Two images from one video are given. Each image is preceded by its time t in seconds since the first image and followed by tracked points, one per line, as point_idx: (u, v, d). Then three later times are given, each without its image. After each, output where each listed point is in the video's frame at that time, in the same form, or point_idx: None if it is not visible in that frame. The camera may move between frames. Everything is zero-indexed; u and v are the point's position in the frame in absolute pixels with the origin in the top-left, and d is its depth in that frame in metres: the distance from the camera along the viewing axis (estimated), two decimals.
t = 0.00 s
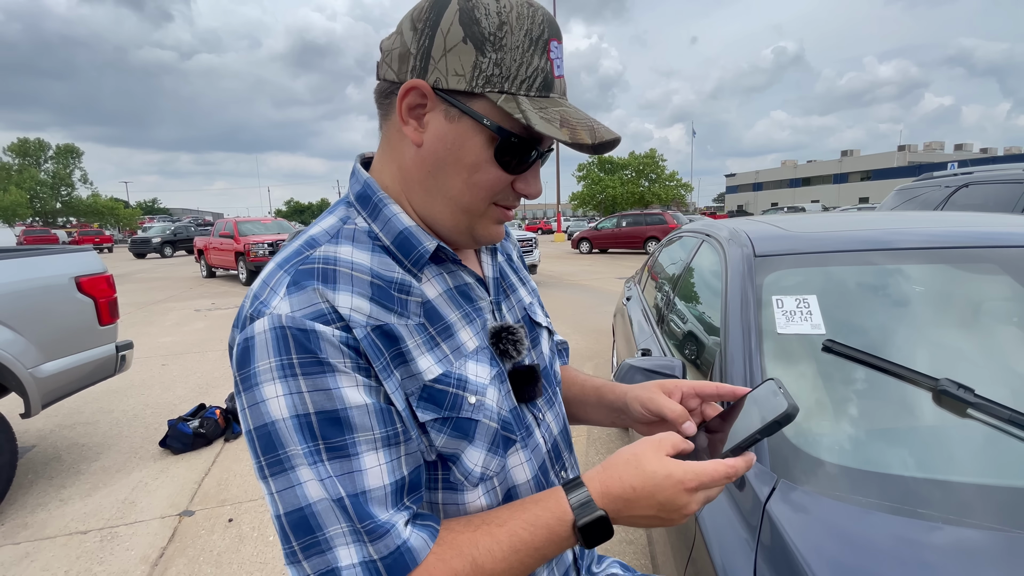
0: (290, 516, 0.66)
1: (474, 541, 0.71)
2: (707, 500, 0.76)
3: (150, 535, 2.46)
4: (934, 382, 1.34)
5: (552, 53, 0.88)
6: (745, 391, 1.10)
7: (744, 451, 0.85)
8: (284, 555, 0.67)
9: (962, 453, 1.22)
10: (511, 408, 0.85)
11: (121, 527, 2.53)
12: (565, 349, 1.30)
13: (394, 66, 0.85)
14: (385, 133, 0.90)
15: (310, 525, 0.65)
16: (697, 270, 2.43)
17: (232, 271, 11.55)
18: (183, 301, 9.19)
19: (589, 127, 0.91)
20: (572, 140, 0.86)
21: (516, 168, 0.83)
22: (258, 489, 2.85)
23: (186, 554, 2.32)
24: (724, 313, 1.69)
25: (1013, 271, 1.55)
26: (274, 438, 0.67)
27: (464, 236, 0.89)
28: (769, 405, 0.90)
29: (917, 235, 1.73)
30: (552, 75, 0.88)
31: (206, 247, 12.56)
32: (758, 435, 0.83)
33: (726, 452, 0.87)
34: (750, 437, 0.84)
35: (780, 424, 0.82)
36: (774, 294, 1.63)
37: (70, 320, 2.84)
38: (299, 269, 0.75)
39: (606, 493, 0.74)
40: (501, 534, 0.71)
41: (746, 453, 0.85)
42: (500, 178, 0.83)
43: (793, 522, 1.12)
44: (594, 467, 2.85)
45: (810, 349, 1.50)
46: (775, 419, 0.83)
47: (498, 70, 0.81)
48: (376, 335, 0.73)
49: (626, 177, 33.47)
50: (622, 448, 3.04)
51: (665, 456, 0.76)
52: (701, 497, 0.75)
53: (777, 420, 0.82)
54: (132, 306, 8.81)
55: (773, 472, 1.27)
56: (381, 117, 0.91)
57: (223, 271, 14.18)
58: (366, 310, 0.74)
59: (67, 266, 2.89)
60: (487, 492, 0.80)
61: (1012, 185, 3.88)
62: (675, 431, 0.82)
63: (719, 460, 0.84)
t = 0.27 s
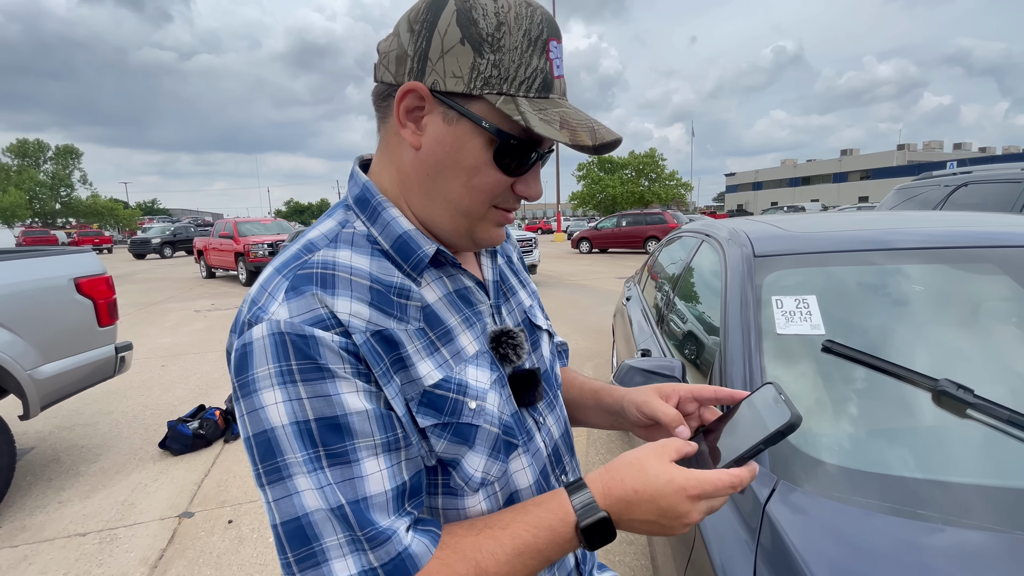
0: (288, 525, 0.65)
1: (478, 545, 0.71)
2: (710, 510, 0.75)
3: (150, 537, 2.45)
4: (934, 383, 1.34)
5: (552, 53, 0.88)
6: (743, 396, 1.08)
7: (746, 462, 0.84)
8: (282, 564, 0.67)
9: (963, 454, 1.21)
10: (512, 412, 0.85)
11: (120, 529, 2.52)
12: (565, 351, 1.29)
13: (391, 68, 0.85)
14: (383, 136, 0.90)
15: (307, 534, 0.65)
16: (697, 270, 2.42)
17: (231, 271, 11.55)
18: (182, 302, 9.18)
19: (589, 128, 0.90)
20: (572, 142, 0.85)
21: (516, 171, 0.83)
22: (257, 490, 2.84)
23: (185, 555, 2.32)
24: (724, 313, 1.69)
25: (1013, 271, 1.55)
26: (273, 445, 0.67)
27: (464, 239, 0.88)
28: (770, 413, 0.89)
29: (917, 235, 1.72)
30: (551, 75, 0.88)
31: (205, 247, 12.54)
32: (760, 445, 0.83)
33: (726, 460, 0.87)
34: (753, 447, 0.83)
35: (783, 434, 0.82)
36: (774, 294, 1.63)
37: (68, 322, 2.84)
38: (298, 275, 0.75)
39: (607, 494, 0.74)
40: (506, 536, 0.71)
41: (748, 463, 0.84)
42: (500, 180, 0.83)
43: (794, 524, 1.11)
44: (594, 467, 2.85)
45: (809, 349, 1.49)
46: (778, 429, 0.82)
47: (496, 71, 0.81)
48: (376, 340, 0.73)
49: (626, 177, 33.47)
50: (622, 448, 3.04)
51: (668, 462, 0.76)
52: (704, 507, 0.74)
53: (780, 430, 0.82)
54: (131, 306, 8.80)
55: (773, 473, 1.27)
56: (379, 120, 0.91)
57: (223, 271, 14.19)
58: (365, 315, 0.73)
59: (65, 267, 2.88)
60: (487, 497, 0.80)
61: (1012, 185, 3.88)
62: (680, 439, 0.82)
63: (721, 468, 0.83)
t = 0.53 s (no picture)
0: (290, 527, 0.66)
1: (476, 550, 0.72)
2: (708, 511, 0.76)
3: (151, 537, 2.46)
4: (931, 383, 1.35)
5: (550, 54, 0.88)
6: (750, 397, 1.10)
7: (744, 461, 0.86)
8: (285, 564, 0.68)
9: (959, 453, 1.22)
10: (512, 414, 0.86)
11: (121, 529, 2.53)
12: (568, 351, 1.31)
13: (389, 72, 0.85)
14: (382, 139, 0.91)
15: (310, 535, 0.66)
16: (696, 270, 2.43)
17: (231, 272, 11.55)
18: (182, 302, 9.19)
19: (588, 129, 0.91)
20: (571, 143, 0.86)
21: (514, 173, 0.84)
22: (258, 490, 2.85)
23: (186, 556, 2.32)
24: (722, 313, 1.70)
25: (1010, 271, 1.56)
26: (274, 448, 0.67)
27: (464, 241, 0.89)
28: (770, 416, 0.89)
29: (914, 235, 1.73)
30: (549, 77, 0.88)
31: (204, 247, 12.53)
32: (759, 446, 0.84)
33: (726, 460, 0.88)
34: (752, 448, 0.85)
35: (781, 436, 0.83)
36: (772, 294, 1.64)
37: (68, 323, 2.84)
38: (298, 279, 0.76)
39: (606, 500, 0.74)
40: (505, 541, 0.72)
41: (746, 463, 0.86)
42: (499, 183, 0.83)
43: (791, 524, 1.12)
44: (594, 466, 2.86)
45: (807, 349, 1.50)
46: (777, 430, 0.83)
47: (494, 74, 0.82)
48: (376, 344, 0.73)
49: (624, 176, 33.49)
50: (622, 447, 3.05)
51: (665, 465, 0.77)
52: (702, 507, 0.75)
53: (778, 432, 0.83)
54: (130, 307, 8.80)
55: (772, 473, 1.28)
56: (379, 124, 0.91)
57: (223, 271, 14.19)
58: (365, 319, 0.74)
59: (65, 268, 2.88)
60: (488, 499, 0.80)
61: (1010, 184, 3.89)
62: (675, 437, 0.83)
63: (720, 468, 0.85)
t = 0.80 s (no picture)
0: (295, 521, 0.67)
1: (481, 543, 0.72)
2: (704, 506, 0.77)
3: (151, 537, 2.46)
4: (926, 381, 1.35)
5: (542, 51, 0.89)
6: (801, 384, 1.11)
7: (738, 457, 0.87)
8: (290, 559, 0.68)
9: (955, 449, 1.24)
10: (512, 410, 0.87)
11: (121, 529, 2.53)
12: (581, 344, 1.32)
13: (383, 73, 0.86)
14: (378, 141, 0.92)
15: (314, 529, 0.67)
16: (693, 268, 2.44)
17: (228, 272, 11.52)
18: (179, 302, 9.16)
19: (582, 123, 0.92)
20: (565, 138, 0.87)
21: (510, 169, 0.85)
22: (257, 490, 2.85)
23: (186, 555, 2.33)
24: (720, 311, 1.71)
25: (1004, 269, 1.58)
26: (276, 445, 0.68)
27: (463, 239, 0.90)
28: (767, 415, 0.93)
29: (910, 234, 1.75)
30: (542, 73, 0.89)
31: (202, 247, 12.51)
32: (751, 440, 0.86)
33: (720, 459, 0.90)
34: (743, 442, 0.87)
35: (772, 429, 0.87)
36: (769, 293, 1.65)
37: (67, 323, 2.84)
38: (297, 279, 0.77)
39: (605, 495, 0.75)
40: (507, 535, 0.72)
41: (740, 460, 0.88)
42: (495, 179, 0.84)
43: (788, 519, 1.14)
44: (593, 465, 2.87)
45: (804, 347, 1.52)
46: (768, 424, 0.87)
47: (487, 71, 0.82)
48: (375, 342, 0.74)
49: (622, 176, 33.53)
50: (620, 446, 3.06)
51: (660, 461, 0.78)
52: (698, 501, 0.77)
53: (769, 425, 0.87)
54: (128, 307, 8.79)
55: (769, 469, 1.29)
56: (374, 125, 0.92)
57: (220, 271, 14.16)
58: (364, 317, 0.75)
59: (63, 268, 2.88)
60: (488, 493, 0.81)
61: (1005, 183, 3.92)
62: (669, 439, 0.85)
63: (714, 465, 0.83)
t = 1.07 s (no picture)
0: (290, 518, 0.67)
1: (480, 544, 0.72)
2: (706, 510, 0.77)
3: (148, 536, 2.46)
4: (921, 375, 1.37)
5: (533, 40, 0.89)
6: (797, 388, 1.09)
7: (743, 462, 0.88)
8: (285, 555, 0.68)
9: (950, 444, 1.25)
10: (509, 407, 0.87)
11: (118, 528, 2.53)
12: (581, 340, 1.32)
13: (375, 68, 0.87)
14: (372, 137, 0.92)
15: (309, 527, 0.67)
16: (691, 267, 2.45)
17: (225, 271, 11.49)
18: (176, 301, 9.13)
19: (576, 113, 0.92)
20: (560, 128, 0.87)
21: (506, 162, 0.85)
22: (255, 489, 2.85)
23: (184, 554, 2.33)
24: (717, 308, 1.72)
25: (998, 266, 1.59)
26: (272, 443, 0.68)
27: (461, 233, 0.90)
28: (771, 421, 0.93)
29: (906, 232, 1.76)
30: (535, 63, 0.89)
31: (198, 247, 12.47)
32: (756, 447, 0.87)
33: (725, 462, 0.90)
34: (749, 447, 0.87)
35: (778, 436, 0.88)
36: (766, 290, 1.65)
37: (63, 322, 2.83)
38: (292, 277, 0.77)
39: (606, 498, 0.76)
40: (506, 537, 0.73)
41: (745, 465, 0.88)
42: (491, 173, 0.84)
43: (785, 512, 1.14)
44: (591, 463, 2.87)
45: (801, 343, 1.53)
46: (773, 431, 0.89)
47: (478, 63, 0.83)
48: (370, 340, 0.74)
49: (619, 175, 33.56)
50: (618, 444, 3.06)
51: (663, 464, 0.78)
52: (700, 506, 0.77)
53: (775, 433, 0.88)
54: (124, 306, 8.76)
55: (767, 464, 1.30)
56: (368, 122, 0.92)
57: (217, 271, 14.11)
58: (359, 315, 0.75)
59: (59, 267, 2.87)
60: (485, 490, 0.81)
61: (1000, 182, 3.94)
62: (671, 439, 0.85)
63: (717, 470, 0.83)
